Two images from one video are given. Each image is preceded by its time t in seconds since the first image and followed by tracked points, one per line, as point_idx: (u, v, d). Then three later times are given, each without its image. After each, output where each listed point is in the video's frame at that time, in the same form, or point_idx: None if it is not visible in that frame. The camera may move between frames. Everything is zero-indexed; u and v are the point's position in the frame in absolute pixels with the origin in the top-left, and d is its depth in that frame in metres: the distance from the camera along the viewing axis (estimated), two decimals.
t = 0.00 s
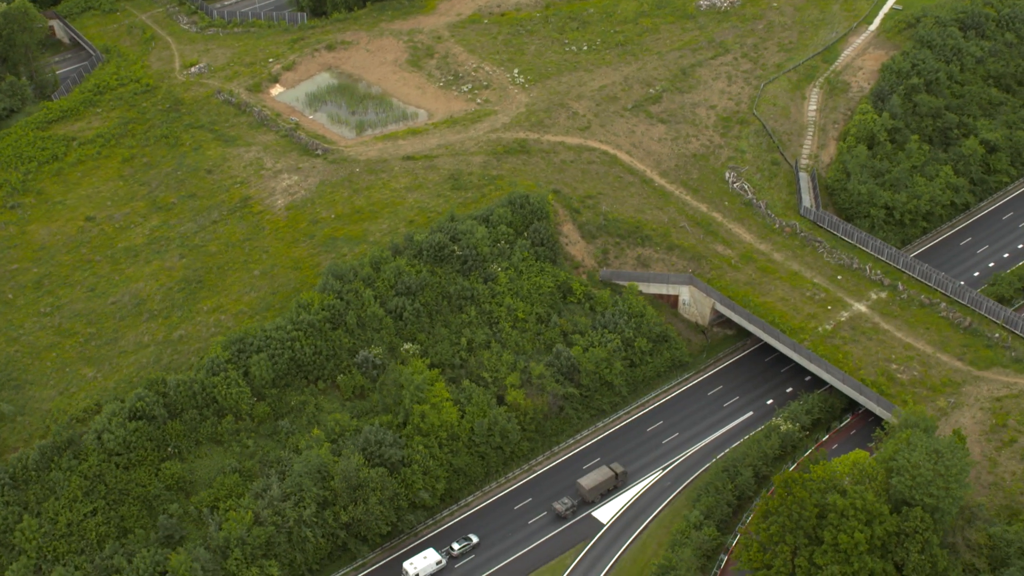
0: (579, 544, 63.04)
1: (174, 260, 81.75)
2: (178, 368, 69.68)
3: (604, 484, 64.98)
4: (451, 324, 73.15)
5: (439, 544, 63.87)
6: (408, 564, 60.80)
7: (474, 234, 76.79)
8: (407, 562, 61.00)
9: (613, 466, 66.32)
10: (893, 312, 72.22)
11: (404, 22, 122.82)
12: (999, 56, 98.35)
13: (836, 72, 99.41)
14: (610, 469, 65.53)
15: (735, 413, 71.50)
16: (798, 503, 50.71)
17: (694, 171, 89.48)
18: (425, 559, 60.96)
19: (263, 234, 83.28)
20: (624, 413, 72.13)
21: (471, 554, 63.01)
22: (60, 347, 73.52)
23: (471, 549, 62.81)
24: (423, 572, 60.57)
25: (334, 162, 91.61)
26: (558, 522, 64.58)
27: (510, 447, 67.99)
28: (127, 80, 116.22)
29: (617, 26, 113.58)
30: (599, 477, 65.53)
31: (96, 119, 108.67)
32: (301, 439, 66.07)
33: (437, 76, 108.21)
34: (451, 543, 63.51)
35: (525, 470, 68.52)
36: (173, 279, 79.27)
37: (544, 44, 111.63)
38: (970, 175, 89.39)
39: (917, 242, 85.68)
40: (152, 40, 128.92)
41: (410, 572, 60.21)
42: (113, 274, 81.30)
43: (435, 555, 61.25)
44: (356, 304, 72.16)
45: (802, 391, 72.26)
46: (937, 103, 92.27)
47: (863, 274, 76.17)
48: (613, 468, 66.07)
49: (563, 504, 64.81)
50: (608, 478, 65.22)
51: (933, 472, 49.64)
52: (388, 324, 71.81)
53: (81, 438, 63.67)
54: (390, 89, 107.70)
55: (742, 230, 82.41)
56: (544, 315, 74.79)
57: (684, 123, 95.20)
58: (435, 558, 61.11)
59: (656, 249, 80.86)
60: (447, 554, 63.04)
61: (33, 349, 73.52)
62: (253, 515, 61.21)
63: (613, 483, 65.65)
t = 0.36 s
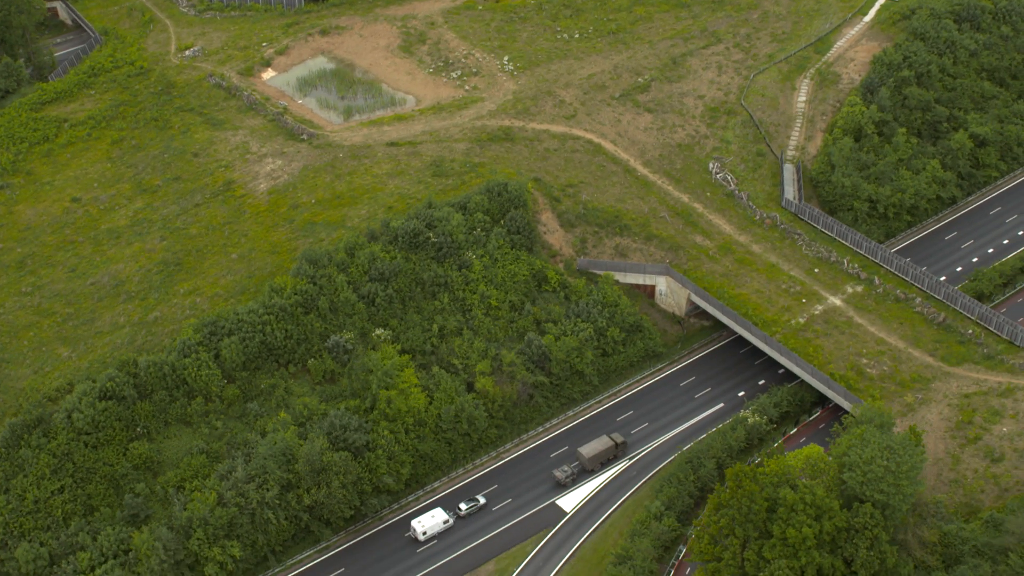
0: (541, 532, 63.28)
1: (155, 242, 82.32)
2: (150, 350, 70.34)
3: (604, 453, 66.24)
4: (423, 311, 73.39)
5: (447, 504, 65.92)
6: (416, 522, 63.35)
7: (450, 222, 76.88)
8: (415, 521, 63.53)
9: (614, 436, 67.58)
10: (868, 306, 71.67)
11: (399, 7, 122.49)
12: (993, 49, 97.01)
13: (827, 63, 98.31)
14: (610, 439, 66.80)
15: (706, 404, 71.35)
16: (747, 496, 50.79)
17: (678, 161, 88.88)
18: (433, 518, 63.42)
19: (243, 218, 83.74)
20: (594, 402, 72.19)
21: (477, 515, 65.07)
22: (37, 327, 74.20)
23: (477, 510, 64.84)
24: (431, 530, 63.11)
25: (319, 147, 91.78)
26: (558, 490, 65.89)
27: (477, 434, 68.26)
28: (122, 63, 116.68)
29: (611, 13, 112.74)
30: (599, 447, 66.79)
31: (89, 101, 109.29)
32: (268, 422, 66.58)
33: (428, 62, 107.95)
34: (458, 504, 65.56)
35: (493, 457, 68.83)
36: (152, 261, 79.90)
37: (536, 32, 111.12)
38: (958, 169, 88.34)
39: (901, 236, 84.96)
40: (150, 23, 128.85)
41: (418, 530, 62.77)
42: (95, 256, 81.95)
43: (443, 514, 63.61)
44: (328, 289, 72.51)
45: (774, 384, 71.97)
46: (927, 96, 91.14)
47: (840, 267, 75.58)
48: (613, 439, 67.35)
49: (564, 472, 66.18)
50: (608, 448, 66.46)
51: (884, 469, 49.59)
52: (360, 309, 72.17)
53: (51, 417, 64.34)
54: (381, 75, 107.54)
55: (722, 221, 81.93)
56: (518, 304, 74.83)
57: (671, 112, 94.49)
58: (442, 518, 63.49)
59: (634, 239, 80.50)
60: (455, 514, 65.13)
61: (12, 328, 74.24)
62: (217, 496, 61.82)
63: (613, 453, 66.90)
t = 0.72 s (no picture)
0: (502, 516, 63.76)
1: (137, 222, 83.07)
2: (124, 328, 71.18)
3: (603, 422, 67.64)
4: (396, 294, 73.75)
5: (455, 464, 67.87)
6: (425, 481, 65.39)
7: (426, 206, 77.01)
8: (424, 480, 65.55)
9: (614, 406, 68.93)
10: (841, 299, 71.29)
11: None
12: (988, 41, 95.76)
13: (819, 53, 97.34)
14: (610, 409, 68.13)
15: (675, 393, 71.43)
16: (695, 487, 51.15)
17: (661, 149, 88.44)
18: (440, 478, 65.41)
19: (224, 199, 84.24)
20: (564, 389, 72.53)
21: (484, 475, 67.05)
22: (16, 303, 75.04)
23: (484, 470, 66.73)
24: (439, 489, 65.17)
25: (303, 130, 91.94)
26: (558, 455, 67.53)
27: (443, 418, 68.79)
28: (118, 43, 117.13)
29: None
30: (599, 416, 68.17)
31: (83, 80, 109.97)
32: (237, 402, 67.33)
33: (419, 46, 107.71)
34: (466, 464, 67.50)
35: (460, 441, 69.36)
36: (133, 240, 80.66)
37: (528, 17, 110.54)
38: (944, 163, 87.47)
39: (883, 228, 84.35)
40: (150, 3, 129.09)
41: (426, 489, 64.83)
42: (77, 234, 82.77)
43: (451, 475, 65.62)
44: (301, 272, 72.92)
45: (744, 374, 71.90)
46: (916, 88, 90.14)
47: (816, 259, 75.16)
48: (613, 408, 68.67)
49: (564, 440, 67.71)
50: (607, 418, 67.85)
51: (831, 463, 49.51)
52: (333, 292, 72.58)
53: (22, 392, 65.02)
54: (372, 59, 107.40)
55: (702, 211, 81.53)
56: (491, 289, 74.99)
57: (658, 100, 93.91)
58: (450, 478, 65.48)
59: (612, 226, 80.23)
60: (463, 473, 67.14)
61: None
62: (181, 474, 62.71)
63: (612, 423, 68.30)
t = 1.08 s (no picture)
0: (460, 500, 64.31)
1: (116, 199, 83.69)
2: (96, 304, 72.05)
3: (602, 391, 68.80)
4: (366, 277, 74.17)
5: (461, 427, 69.49)
6: (431, 442, 67.10)
7: (400, 190, 77.22)
8: (430, 441, 67.27)
9: (612, 376, 70.11)
10: (810, 291, 71.04)
11: None
12: (979, 34, 94.73)
13: (808, 43, 96.47)
14: (608, 378, 69.32)
15: (640, 381, 71.61)
16: (638, 477, 50.88)
17: (642, 137, 88.11)
18: (446, 440, 67.06)
19: (204, 178, 84.60)
20: (531, 374, 73.02)
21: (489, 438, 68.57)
22: None
23: (489, 434, 68.26)
24: (444, 450, 66.82)
25: (287, 111, 92.00)
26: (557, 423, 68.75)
27: (407, 401, 69.36)
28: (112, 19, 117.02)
29: None
30: (598, 386, 69.38)
31: (75, 57, 110.25)
32: (203, 380, 68.06)
33: (408, 29, 107.36)
34: (472, 427, 69.11)
35: (424, 425, 69.94)
36: (111, 218, 81.36)
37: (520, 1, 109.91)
38: (927, 156, 86.73)
39: (863, 221, 83.81)
40: None
41: (431, 449, 66.52)
42: (58, 210, 83.58)
43: (456, 436, 67.27)
44: (273, 253, 73.37)
45: (711, 364, 71.94)
46: (902, 80, 89.27)
47: (788, 251, 74.87)
48: (611, 378, 69.87)
49: (561, 408, 68.90)
50: (605, 387, 69.05)
51: (774, 456, 49.47)
52: (303, 273, 73.06)
53: None
54: (361, 41, 107.23)
55: (678, 200, 81.29)
56: (462, 274, 75.19)
57: (642, 87, 93.44)
58: (455, 439, 67.12)
59: (586, 213, 80.14)
60: (468, 436, 68.74)
61: None
62: (144, 450, 63.70)
63: (610, 392, 69.47)
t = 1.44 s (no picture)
0: (415, 485, 64.81)
1: (94, 178, 84.16)
2: (66, 281, 72.73)
3: (599, 364, 70.17)
4: (334, 260, 74.46)
5: (466, 394, 70.98)
6: (435, 408, 68.66)
7: (372, 174, 77.28)
8: (434, 407, 68.83)
9: (609, 350, 71.50)
10: (776, 286, 70.72)
11: None
12: (968, 30, 93.69)
13: (794, 35, 95.65)
14: (605, 352, 70.67)
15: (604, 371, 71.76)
16: (580, 467, 50.97)
17: (620, 126, 87.87)
18: (450, 406, 68.57)
19: (181, 159, 84.80)
20: (495, 361, 73.26)
21: (493, 406, 69.99)
22: None
23: (493, 401, 69.71)
24: (448, 416, 68.35)
25: (268, 93, 91.82)
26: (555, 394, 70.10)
27: (369, 384, 69.75)
28: None
29: None
30: (595, 359, 70.79)
31: (66, 35, 109.77)
32: (167, 360, 68.55)
33: (396, 13, 106.86)
34: (475, 394, 70.58)
35: (386, 409, 70.41)
36: (88, 196, 81.86)
37: None
38: (907, 152, 85.99)
39: (838, 216, 83.59)
40: None
41: (436, 415, 68.06)
42: (36, 188, 84.07)
43: (460, 402, 68.77)
44: (242, 235, 73.68)
45: (675, 357, 71.99)
46: (885, 75, 88.43)
47: (757, 245, 74.56)
48: (608, 352, 71.26)
49: (558, 380, 70.17)
50: (602, 360, 70.42)
51: (714, 451, 49.30)
52: (271, 256, 73.34)
53: None
54: (348, 24, 106.96)
55: (652, 190, 81.11)
56: (430, 260, 75.29)
57: (624, 77, 93.07)
58: (459, 405, 68.60)
59: (559, 202, 80.06)
60: (472, 403, 70.19)
61: None
62: (105, 426, 64.48)
63: (608, 365, 70.79)
